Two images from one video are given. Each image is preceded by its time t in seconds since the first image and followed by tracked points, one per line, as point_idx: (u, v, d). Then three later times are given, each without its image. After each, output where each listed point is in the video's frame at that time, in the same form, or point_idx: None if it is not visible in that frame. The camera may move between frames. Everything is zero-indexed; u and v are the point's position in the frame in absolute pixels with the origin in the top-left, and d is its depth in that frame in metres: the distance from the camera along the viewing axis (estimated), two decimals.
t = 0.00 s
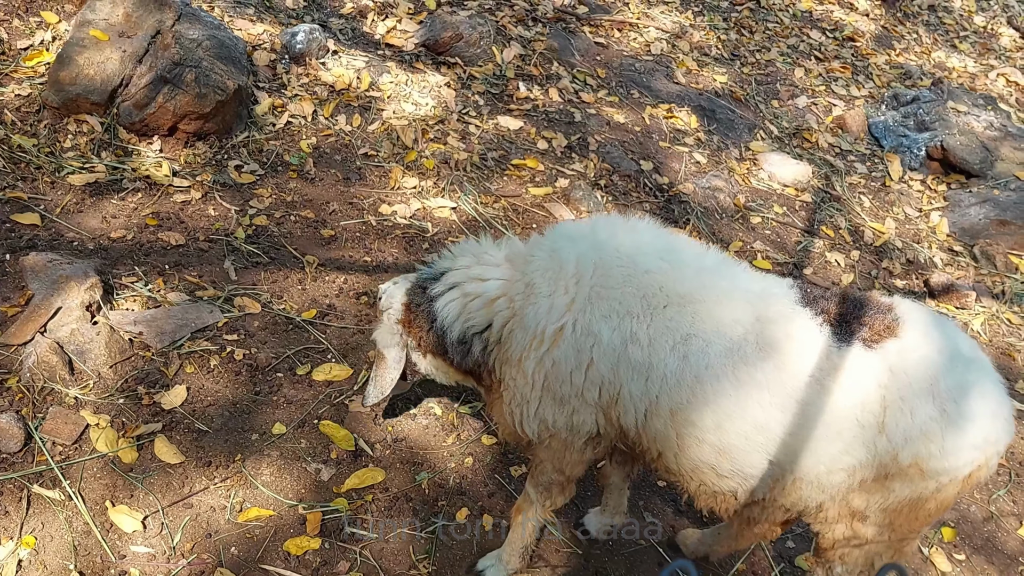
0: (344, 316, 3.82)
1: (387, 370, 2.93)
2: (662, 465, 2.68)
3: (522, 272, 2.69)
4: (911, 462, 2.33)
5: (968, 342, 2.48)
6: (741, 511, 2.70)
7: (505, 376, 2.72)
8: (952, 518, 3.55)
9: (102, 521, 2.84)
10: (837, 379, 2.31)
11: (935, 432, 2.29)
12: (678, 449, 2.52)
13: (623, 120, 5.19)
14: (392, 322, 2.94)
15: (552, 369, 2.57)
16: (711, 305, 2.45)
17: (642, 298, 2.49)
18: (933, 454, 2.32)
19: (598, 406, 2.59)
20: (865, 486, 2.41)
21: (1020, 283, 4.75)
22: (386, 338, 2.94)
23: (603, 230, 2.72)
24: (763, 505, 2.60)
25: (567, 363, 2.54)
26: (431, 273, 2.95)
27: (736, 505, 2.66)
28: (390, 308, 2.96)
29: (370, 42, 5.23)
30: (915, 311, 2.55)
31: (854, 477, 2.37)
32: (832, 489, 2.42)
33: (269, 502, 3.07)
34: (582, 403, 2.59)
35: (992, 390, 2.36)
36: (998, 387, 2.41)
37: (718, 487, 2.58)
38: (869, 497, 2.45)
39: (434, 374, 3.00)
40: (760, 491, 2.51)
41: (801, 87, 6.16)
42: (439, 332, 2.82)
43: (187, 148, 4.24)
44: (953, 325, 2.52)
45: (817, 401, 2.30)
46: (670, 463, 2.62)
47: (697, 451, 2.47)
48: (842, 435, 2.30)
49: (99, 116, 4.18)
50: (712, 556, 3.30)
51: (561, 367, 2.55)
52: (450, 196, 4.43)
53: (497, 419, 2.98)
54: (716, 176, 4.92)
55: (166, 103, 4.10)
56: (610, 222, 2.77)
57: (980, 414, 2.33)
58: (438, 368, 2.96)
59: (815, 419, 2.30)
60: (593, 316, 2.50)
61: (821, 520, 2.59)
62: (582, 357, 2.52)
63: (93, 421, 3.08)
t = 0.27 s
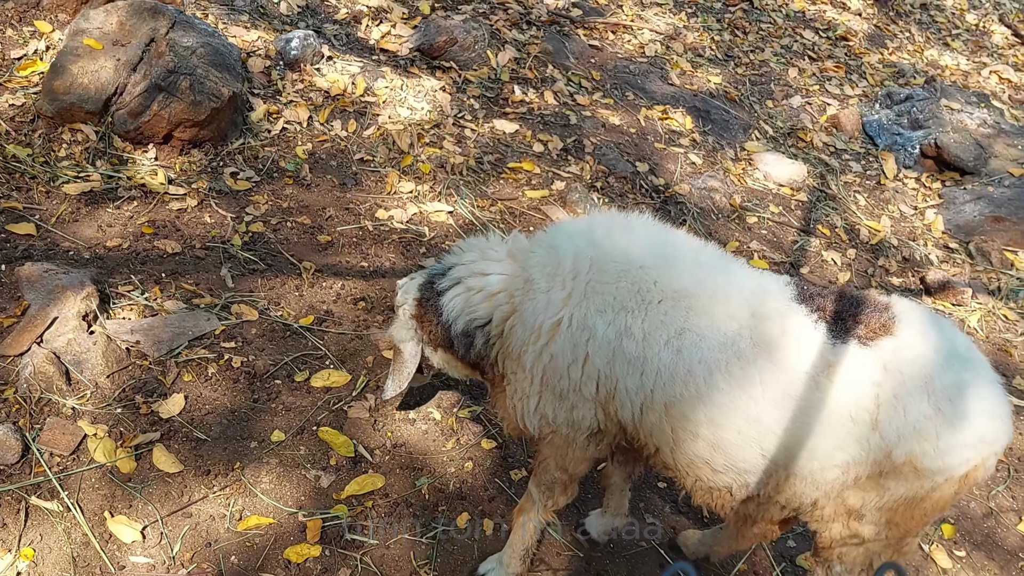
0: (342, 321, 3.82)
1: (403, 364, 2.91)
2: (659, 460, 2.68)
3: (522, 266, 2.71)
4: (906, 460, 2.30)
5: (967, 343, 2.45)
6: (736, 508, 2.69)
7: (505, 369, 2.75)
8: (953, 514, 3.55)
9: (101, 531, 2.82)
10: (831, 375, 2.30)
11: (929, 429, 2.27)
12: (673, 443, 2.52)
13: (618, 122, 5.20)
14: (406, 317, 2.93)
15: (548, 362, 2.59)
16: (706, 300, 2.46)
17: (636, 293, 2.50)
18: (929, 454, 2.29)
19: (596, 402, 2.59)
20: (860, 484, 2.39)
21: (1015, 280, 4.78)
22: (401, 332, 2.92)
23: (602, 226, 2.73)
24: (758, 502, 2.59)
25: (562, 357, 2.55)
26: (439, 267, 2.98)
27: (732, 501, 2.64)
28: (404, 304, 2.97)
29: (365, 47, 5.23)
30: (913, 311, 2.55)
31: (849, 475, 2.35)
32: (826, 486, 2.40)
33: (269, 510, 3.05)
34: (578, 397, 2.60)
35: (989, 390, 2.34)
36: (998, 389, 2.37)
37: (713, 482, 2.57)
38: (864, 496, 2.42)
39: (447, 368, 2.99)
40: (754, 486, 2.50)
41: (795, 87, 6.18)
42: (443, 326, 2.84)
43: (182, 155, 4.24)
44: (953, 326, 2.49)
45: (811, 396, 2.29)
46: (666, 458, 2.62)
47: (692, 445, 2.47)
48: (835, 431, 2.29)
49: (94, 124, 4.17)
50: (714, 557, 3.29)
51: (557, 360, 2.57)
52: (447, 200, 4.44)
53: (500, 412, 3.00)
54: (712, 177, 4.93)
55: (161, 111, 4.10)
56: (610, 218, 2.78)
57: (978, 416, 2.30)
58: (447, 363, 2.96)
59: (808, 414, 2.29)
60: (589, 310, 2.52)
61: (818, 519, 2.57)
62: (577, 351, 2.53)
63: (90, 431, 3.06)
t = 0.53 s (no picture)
0: (331, 329, 3.81)
1: (402, 352, 2.99)
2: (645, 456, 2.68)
3: (516, 259, 2.73)
4: (888, 461, 2.30)
5: (955, 347, 2.44)
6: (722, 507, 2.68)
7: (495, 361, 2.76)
8: (941, 515, 3.56)
9: (90, 543, 2.80)
10: (812, 373, 2.31)
11: (912, 431, 2.26)
12: (658, 437, 2.52)
13: (605, 127, 5.21)
14: (408, 306, 2.99)
15: (535, 354, 2.60)
16: (693, 294, 2.46)
17: (624, 287, 2.51)
18: (911, 455, 2.28)
19: (583, 395, 2.58)
20: (843, 485, 2.39)
21: (1001, 281, 4.81)
22: (402, 321, 3.00)
23: (595, 222, 2.74)
24: (741, 500, 2.59)
25: (549, 349, 2.55)
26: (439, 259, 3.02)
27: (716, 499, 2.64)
28: (405, 294, 3.01)
29: (351, 54, 5.23)
30: (903, 315, 2.55)
31: (832, 474, 2.35)
32: (809, 484, 2.40)
33: (259, 520, 3.04)
34: (564, 390, 2.60)
35: (975, 395, 2.33)
36: (983, 394, 2.37)
37: (696, 477, 2.57)
38: (847, 496, 2.41)
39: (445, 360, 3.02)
40: (736, 483, 2.49)
41: (780, 91, 6.21)
42: (439, 317, 2.88)
43: (169, 164, 4.23)
44: (940, 330, 2.49)
45: (792, 393, 2.31)
46: (651, 453, 2.62)
47: (675, 440, 2.47)
48: (816, 429, 2.29)
49: (80, 134, 4.15)
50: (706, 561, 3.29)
51: (543, 352, 2.57)
52: (434, 206, 4.44)
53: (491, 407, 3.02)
54: (699, 181, 4.94)
55: (147, 120, 4.08)
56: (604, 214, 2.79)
57: (962, 419, 2.28)
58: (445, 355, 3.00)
59: (787, 410, 2.30)
60: (577, 303, 2.53)
61: (802, 520, 2.57)
62: (564, 344, 2.53)
63: (78, 442, 3.04)
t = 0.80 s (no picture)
0: (329, 341, 3.82)
1: (412, 346, 3.15)
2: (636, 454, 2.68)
3: (513, 255, 2.75)
4: (875, 461, 2.29)
5: (947, 352, 2.44)
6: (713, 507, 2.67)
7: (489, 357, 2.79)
8: (940, 524, 3.57)
9: (90, 555, 2.80)
10: (798, 372, 2.32)
11: (899, 432, 2.26)
12: (648, 434, 2.52)
13: (601, 137, 5.23)
14: (416, 299, 3.07)
15: (528, 350, 2.62)
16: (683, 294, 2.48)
17: (616, 286, 2.52)
18: (898, 456, 2.27)
19: (575, 391, 2.59)
20: (832, 485, 2.38)
21: (997, 288, 4.82)
22: (411, 315, 3.12)
23: (593, 222, 2.77)
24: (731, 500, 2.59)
25: (540, 345, 2.58)
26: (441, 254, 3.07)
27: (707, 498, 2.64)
28: (414, 287, 3.08)
29: (347, 66, 5.25)
30: (896, 318, 2.55)
31: (819, 473, 2.35)
32: (796, 484, 2.39)
33: (258, 531, 3.03)
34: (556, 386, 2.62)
35: (965, 398, 2.32)
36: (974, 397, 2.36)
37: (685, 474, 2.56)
38: (836, 497, 2.40)
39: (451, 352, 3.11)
40: (723, 480, 2.47)
41: (775, 100, 6.23)
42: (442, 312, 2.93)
43: (167, 177, 4.24)
44: (934, 334, 2.49)
45: (778, 391, 2.31)
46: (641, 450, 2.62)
47: (664, 437, 2.48)
48: (799, 427, 2.30)
49: (78, 147, 4.16)
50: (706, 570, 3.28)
51: (535, 349, 2.59)
52: (432, 217, 4.46)
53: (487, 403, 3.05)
54: (695, 190, 4.95)
55: (145, 133, 4.09)
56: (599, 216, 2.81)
57: (951, 421, 2.27)
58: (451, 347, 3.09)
59: (773, 409, 2.31)
60: (569, 301, 2.54)
61: (793, 520, 2.55)
62: (554, 340, 2.55)
63: (77, 455, 3.04)
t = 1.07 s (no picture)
0: (329, 346, 3.83)
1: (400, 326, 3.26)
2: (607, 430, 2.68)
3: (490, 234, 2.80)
4: (839, 438, 2.22)
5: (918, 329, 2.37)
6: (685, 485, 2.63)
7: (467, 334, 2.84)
8: (941, 523, 3.52)
9: (93, 563, 2.79)
10: (755, 346, 2.27)
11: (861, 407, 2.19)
12: (614, 408, 2.51)
13: (599, 140, 5.23)
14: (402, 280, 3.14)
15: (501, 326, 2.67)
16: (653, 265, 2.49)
17: (584, 263, 2.53)
18: (859, 430, 2.20)
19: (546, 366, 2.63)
20: (798, 461, 2.32)
21: (996, 288, 4.82)
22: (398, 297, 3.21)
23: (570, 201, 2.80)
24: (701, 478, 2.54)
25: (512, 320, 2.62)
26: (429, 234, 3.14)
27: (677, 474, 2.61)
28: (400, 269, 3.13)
29: (344, 72, 5.25)
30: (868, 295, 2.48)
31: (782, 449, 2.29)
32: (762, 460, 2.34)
33: (260, 537, 3.03)
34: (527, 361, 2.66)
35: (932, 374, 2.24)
36: (940, 370, 2.28)
37: (651, 448, 2.57)
38: (803, 474, 2.34)
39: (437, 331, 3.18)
40: (686, 454, 2.44)
41: (772, 102, 6.24)
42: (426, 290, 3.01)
43: (165, 184, 4.25)
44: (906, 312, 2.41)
45: (738, 365, 2.27)
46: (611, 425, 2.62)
47: (629, 412, 2.48)
48: (760, 402, 2.26)
49: (76, 155, 4.17)
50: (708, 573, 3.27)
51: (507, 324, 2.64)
52: (430, 222, 4.48)
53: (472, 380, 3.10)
54: (693, 193, 4.96)
55: (143, 140, 4.10)
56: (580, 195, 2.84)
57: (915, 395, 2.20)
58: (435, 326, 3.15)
59: (732, 383, 2.27)
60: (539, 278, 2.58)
61: (765, 499, 2.50)
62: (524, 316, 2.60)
63: (79, 462, 3.04)
